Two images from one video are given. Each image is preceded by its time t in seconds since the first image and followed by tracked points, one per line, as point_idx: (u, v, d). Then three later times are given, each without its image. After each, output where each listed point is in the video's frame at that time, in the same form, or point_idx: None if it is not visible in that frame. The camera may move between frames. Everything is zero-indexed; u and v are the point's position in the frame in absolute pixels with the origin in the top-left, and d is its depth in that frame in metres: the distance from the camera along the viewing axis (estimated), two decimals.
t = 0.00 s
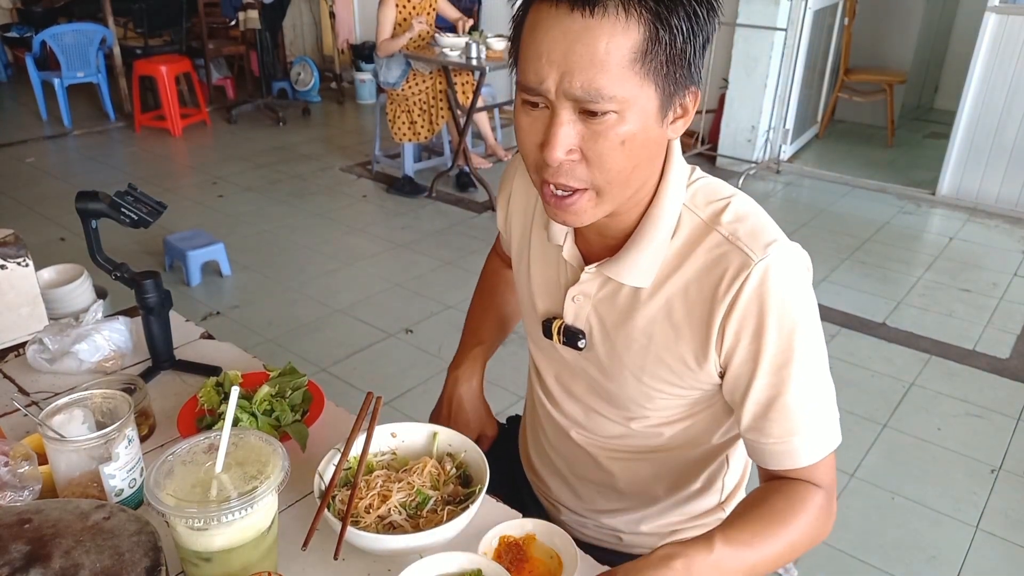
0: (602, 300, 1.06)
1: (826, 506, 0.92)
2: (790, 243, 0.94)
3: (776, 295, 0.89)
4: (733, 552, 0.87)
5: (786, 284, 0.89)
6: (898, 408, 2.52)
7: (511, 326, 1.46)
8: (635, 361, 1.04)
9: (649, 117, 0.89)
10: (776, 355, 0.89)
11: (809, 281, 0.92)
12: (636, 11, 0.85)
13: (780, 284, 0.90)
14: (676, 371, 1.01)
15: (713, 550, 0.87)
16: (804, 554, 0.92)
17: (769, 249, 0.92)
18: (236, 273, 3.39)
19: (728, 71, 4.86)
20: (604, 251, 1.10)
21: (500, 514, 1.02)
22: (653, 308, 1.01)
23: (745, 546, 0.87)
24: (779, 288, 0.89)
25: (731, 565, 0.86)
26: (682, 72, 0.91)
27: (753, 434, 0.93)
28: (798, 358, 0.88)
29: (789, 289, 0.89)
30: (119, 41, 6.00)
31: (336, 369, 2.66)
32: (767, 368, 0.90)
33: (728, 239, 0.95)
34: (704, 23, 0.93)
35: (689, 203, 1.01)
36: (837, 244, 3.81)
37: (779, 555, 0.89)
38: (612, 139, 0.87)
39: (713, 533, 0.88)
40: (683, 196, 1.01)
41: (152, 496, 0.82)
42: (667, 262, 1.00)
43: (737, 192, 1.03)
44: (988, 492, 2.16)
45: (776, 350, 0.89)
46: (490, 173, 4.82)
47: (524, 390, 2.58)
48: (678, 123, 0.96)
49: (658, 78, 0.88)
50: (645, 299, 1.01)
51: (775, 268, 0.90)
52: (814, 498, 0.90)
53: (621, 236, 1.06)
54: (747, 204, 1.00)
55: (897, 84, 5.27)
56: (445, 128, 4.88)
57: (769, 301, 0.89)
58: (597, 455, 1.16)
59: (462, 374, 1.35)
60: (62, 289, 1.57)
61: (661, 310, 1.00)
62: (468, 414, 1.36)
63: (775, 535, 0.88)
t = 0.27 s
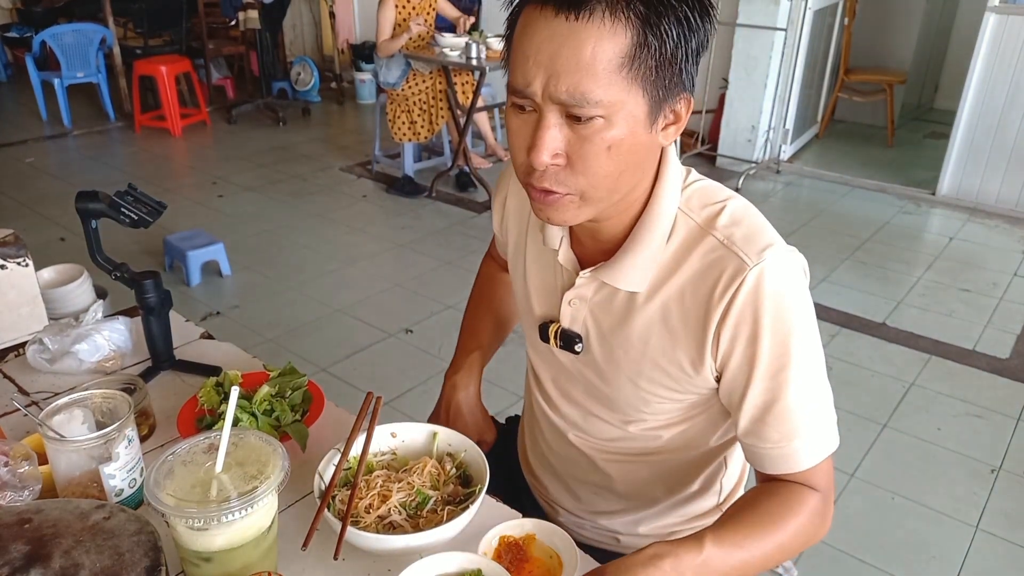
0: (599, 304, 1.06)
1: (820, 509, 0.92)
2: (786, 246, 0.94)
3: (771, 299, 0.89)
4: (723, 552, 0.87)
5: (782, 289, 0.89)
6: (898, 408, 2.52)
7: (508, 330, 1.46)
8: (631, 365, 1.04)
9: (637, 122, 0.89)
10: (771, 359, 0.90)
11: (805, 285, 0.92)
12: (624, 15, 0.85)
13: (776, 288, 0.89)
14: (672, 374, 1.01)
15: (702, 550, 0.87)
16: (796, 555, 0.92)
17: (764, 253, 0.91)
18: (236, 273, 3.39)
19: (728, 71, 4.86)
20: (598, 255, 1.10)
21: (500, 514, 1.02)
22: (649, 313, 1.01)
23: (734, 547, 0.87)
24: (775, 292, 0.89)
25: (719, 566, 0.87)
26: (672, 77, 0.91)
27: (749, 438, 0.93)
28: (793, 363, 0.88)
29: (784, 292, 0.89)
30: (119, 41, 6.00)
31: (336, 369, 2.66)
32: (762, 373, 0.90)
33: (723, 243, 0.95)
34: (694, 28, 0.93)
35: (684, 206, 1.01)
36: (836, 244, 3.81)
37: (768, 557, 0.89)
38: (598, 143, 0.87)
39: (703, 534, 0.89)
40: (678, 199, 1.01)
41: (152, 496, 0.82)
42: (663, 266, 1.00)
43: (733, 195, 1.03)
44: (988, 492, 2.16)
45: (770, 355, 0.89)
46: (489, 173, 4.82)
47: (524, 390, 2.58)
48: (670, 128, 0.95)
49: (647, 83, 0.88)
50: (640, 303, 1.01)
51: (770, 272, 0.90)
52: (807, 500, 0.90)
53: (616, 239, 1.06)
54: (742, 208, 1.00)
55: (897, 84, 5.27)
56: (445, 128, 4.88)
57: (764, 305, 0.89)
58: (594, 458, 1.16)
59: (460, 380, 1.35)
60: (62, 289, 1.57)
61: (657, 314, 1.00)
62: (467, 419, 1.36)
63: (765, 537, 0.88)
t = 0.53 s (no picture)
0: (598, 306, 1.06)
1: (822, 508, 0.91)
2: (785, 249, 0.94)
3: (770, 302, 0.89)
4: (724, 546, 0.87)
5: (780, 292, 0.89)
6: (898, 408, 2.52)
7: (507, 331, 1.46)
8: (630, 367, 1.04)
9: (634, 128, 0.88)
10: (769, 363, 0.90)
11: (804, 287, 0.92)
12: (620, 22, 0.85)
13: (775, 291, 0.89)
14: (670, 376, 1.01)
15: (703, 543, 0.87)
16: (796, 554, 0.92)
17: (763, 256, 0.91)
18: (236, 273, 3.38)
19: (728, 71, 4.86)
20: (597, 257, 1.10)
21: (499, 513, 1.02)
22: (648, 314, 1.01)
23: (735, 542, 0.87)
24: (774, 295, 0.89)
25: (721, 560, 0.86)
26: (669, 82, 0.91)
27: (750, 440, 0.93)
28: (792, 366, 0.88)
29: (783, 295, 0.89)
30: (119, 42, 6.00)
31: (336, 369, 2.66)
32: (762, 376, 0.90)
33: (722, 246, 0.95)
34: (691, 33, 0.92)
35: (683, 208, 1.01)
36: (837, 244, 3.81)
37: (769, 554, 0.89)
38: (595, 149, 0.87)
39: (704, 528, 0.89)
40: (676, 201, 1.01)
41: (152, 496, 0.81)
42: (662, 268, 1.00)
43: (732, 197, 1.03)
44: (988, 492, 2.16)
45: (769, 358, 0.89)
46: (489, 173, 4.82)
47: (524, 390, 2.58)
48: (668, 132, 0.95)
49: (644, 89, 0.88)
50: (639, 305, 1.01)
51: (769, 275, 0.90)
52: (809, 500, 0.90)
53: (615, 241, 1.06)
54: (741, 210, 0.99)
55: (897, 84, 5.27)
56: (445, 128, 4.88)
57: (763, 308, 0.89)
58: (593, 459, 1.16)
59: (459, 382, 1.35)
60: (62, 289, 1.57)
61: (656, 316, 1.00)
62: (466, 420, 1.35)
63: (766, 534, 0.88)
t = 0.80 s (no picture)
0: (601, 306, 1.06)
1: (826, 507, 0.91)
2: (790, 250, 0.94)
3: (776, 302, 0.89)
4: (726, 541, 0.87)
5: (785, 293, 0.89)
6: (898, 408, 2.52)
7: (506, 332, 1.46)
8: (633, 367, 1.04)
9: (637, 129, 0.88)
10: (773, 363, 0.90)
11: (809, 288, 0.92)
12: (621, 24, 0.85)
13: (779, 292, 0.89)
14: (674, 376, 1.01)
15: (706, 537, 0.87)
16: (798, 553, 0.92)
17: (768, 257, 0.91)
18: (236, 273, 3.38)
19: (728, 71, 4.86)
20: (601, 257, 1.10)
21: (499, 513, 1.02)
22: (651, 314, 1.01)
23: (738, 538, 0.87)
24: (779, 295, 0.89)
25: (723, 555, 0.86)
26: (671, 82, 0.91)
27: (754, 441, 0.93)
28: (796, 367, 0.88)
29: (788, 295, 0.89)
30: (119, 41, 6.00)
31: (336, 368, 2.66)
32: (766, 377, 0.90)
33: (727, 247, 0.95)
34: (693, 32, 0.92)
35: (686, 209, 1.01)
36: (836, 244, 3.81)
37: (770, 551, 0.89)
38: (599, 152, 0.87)
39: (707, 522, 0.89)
40: (681, 201, 1.01)
41: (153, 496, 0.81)
42: (666, 268, 1.00)
43: (736, 198, 1.03)
44: (988, 492, 2.16)
45: (774, 359, 0.89)
46: (489, 173, 4.82)
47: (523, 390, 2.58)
48: (671, 131, 0.95)
49: (646, 90, 0.88)
50: (643, 305, 1.01)
51: (773, 276, 0.90)
52: (813, 499, 0.90)
53: (618, 241, 1.06)
54: (746, 210, 0.99)
55: (897, 83, 5.27)
56: (445, 127, 4.88)
57: (768, 310, 0.89)
58: (594, 458, 1.16)
59: (458, 387, 1.35)
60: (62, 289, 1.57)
61: (660, 317, 1.00)
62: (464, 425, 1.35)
63: (768, 531, 0.88)
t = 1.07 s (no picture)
0: (602, 306, 1.06)
1: (827, 506, 0.92)
2: (790, 251, 0.93)
3: (775, 303, 0.89)
4: (731, 546, 0.87)
5: (784, 294, 0.89)
6: (898, 408, 2.52)
7: (508, 332, 1.46)
8: (632, 366, 1.04)
9: (625, 128, 0.89)
10: (771, 364, 0.90)
11: (809, 290, 0.92)
12: (610, 22, 0.85)
13: (779, 294, 0.89)
14: (672, 375, 1.01)
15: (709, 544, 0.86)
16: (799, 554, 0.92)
17: (768, 258, 0.91)
18: (236, 273, 3.39)
19: (728, 71, 4.86)
20: (601, 257, 1.10)
21: (499, 513, 1.02)
22: (652, 314, 1.01)
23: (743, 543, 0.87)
24: (779, 296, 0.89)
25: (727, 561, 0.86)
26: (662, 82, 0.91)
27: (754, 441, 0.93)
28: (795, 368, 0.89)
29: (788, 296, 0.89)
30: (119, 42, 6.00)
31: (336, 369, 2.66)
32: (766, 378, 0.90)
33: (727, 248, 0.94)
34: (687, 34, 0.92)
35: (687, 210, 1.01)
36: (836, 244, 3.81)
37: (773, 553, 0.89)
38: (586, 149, 0.88)
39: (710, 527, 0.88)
40: (681, 202, 1.01)
41: (152, 496, 0.81)
42: (667, 268, 1.00)
43: (737, 199, 1.03)
44: (988, 492, 2.16)
45: (774, 361, 0.89)
46: (489, 173, 4.82)
47: (523, 390, 2.58)
48: (664, 132, 0.95)
49: (635, 89, 0.88)
50: (643, 305, 1.01)
51: (773, 277, 0.90)
52: (813, 500, 0.90)
53: (619, 241, 1.06)
54: (747, 212, 0.99)
55: (897, 84, 5.28)
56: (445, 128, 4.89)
57: (768, 311, 0.89)
58: (594, 458, 1.16)
59: (459, 386, 1.35)
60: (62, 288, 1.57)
61: (660, 317, 1.00)
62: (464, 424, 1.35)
63: (771, 532, 0.88)
